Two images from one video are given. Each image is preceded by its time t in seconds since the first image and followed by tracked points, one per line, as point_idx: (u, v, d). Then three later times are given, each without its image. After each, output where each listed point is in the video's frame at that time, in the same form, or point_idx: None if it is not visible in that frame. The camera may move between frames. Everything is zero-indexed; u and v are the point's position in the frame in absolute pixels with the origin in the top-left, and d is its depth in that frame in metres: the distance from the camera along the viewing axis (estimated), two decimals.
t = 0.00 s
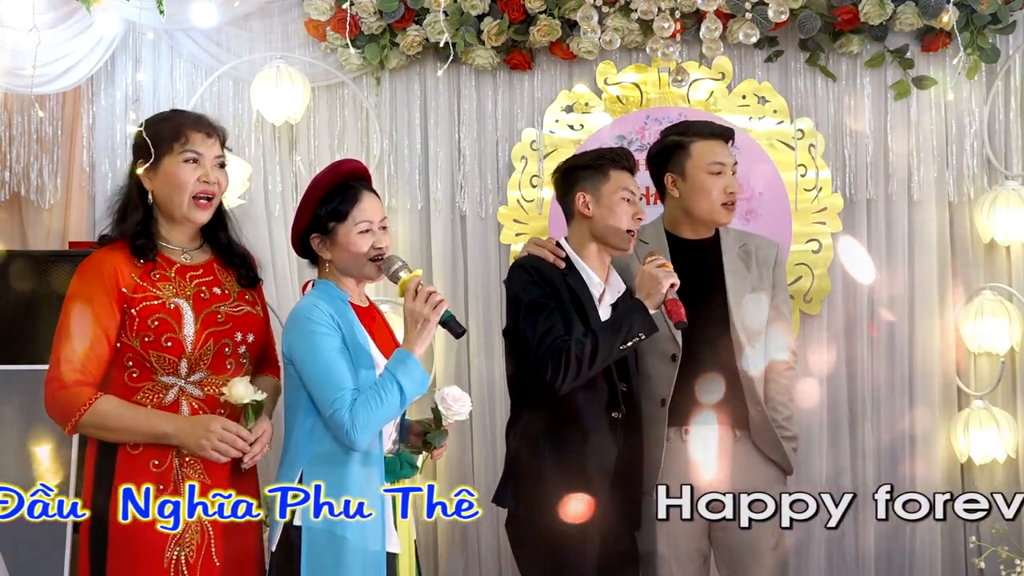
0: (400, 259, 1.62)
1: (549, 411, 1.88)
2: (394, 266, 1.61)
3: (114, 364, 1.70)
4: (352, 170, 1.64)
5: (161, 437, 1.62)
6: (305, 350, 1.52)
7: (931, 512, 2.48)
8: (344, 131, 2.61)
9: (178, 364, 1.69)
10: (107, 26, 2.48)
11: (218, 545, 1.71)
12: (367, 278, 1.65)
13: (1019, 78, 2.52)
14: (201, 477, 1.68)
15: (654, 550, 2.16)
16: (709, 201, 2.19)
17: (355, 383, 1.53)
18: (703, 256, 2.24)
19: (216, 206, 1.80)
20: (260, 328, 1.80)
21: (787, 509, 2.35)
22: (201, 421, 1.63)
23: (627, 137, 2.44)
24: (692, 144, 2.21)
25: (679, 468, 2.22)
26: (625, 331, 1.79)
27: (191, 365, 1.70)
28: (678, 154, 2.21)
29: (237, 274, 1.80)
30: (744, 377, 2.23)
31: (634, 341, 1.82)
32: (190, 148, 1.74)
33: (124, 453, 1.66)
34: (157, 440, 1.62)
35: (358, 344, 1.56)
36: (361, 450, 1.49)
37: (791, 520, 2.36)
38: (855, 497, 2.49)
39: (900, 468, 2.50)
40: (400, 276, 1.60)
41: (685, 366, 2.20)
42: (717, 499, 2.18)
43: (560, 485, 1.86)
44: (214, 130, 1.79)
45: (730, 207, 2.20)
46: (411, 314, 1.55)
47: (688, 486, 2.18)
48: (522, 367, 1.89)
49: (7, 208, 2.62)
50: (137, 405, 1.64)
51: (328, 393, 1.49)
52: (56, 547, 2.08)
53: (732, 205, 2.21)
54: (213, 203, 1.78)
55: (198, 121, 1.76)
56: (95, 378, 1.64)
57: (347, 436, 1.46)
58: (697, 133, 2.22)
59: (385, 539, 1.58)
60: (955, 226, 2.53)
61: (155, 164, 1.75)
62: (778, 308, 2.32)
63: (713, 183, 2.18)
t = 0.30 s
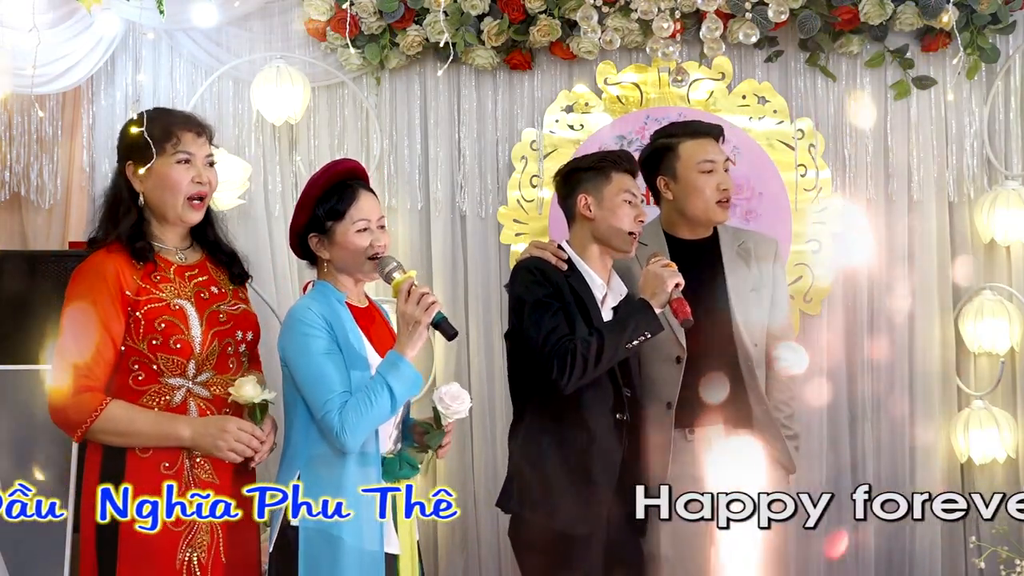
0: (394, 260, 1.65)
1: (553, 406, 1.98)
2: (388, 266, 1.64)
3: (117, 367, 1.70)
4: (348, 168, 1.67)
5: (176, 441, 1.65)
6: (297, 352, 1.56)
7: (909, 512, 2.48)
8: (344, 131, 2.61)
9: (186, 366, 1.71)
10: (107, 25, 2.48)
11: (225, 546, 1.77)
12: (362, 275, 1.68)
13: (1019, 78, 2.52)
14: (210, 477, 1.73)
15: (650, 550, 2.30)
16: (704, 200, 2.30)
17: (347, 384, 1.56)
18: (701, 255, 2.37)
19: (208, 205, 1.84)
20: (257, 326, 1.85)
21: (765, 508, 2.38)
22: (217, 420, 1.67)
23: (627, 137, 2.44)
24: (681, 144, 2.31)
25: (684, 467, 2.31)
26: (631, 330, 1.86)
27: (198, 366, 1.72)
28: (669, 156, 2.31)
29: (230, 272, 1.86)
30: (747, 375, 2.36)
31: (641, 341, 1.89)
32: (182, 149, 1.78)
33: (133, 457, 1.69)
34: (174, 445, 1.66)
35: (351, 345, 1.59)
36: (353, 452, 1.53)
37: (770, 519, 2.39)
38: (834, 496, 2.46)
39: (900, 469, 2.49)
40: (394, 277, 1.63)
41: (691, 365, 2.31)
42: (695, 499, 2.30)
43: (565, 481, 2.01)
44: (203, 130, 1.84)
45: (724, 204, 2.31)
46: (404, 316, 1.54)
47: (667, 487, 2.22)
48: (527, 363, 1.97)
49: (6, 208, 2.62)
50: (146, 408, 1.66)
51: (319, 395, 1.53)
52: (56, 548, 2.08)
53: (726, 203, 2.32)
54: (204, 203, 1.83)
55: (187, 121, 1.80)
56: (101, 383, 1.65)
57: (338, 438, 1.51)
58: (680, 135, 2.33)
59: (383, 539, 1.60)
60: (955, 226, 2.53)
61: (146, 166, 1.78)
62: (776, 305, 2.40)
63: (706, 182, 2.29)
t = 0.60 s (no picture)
0: (386, 262, 1.68)
1: (556, 406, 1.99)
2: (381, 267, 1.68)
3: (121, 371, 1.71)
4: (345, 170, 1.72)
5: (186, 444, 1.65)
6: (288, 354, 1.60)
7: (887, 512, 2.49)
8: (344, 131, 2.61)
9: (192, 367, 1.73)
10: (107, 25, 2.48)
11: (234, 546, 1.79)
12: (356, 276, 1.74)
13: (1019, 78, 2.52)
14: (217, 478, 1.74)
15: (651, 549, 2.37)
16: (700, 205, 2.33)
17: (338, 387, 1.60)
18: (703, 255, 2.39)
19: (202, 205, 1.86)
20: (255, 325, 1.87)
21: (743, 508, 2.40)
22: (224, 422, 1.67)
23: (627, 137, 2.44)
24: (672, 150, 2.34)
25: (691, 464, 2.39)
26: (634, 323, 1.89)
27: (203, 367, 1.74)
28: (662, 163, 2.34)
29: (224, 272, 1.87)
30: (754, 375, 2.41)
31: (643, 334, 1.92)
32: (176, 148, 1.79)
33: (140, 460, 1.70)
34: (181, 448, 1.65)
35: (341, 347, 1.63)
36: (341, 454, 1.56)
37: (748, 520, 2.40)
38: (812, 496, 2.44)
39: (900, 469, 2.49)
40: (386, 279, 1.66)
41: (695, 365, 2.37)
42: (673, 499, 2.34)
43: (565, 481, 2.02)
44: (195, 128, 1.85)
45: (720, 208, 2.35)
46: (394, 319, 1.59)
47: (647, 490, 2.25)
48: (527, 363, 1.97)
49: (7, 208, 2.63)
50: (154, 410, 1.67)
51: (309, 397, 1.57)
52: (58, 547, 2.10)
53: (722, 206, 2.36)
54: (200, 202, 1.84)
55: (179, 120, 1.81)
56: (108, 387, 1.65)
57: (326, 441, 1.54)
58: (673, 137, 2.34)
59: (378, 540, 1.65)
60: (955, 226, 2.53)
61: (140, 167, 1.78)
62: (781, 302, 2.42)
63: (700, 187, 2.33)
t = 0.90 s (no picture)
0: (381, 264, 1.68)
1: (555, 408, 2.00)
2: (376, 269, 1.67)
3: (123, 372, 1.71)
4: (334, 169, 1.74)
5: (189, 445, 1.65)
6: (281, 356, 1.64)
7: (866, 512, 2.49)
8: (344, 131, 2.61)
9: (194, 368, 1.73)
10: (107, 26, 2.48)
11: (239, 548, 1.80)
12: (353, 272, 1.75)
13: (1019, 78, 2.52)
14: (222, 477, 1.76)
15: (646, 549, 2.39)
16: (705, 209, 2.35)
17: (330, 388, 1.63)
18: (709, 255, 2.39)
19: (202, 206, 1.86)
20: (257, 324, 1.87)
21: (722, 508, 2.40)
22: (225, 424, 1.66)
23: (627, 137, 2.45)
24: (677, 153, 2.35)
25: (696, 465, 2.39)
26: (634, 333, 1.91)
27: (206, 367, 1.75)
28: (667, 165, 2.35)
29: (225, 271, 1.87)
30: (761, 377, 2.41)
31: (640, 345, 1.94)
32: (174, 149, 1.79)
33: (143, 461, 1.70)
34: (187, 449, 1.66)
35: (335, 349, 1.65)
36: (331, 455, 1.59)
37: (726, 520, 2.41)
38: (791, 496, 2.43)
39: (900, 468, 2.49)
40: (380, 281, 1.66)
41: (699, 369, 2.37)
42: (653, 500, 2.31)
43: (565, 482, 2.02)
44: (192, 128, 1.85)
45: (724, 212, 2.37)
46: (385, 322, 1.58)
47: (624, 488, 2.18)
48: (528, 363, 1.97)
49: (6, 208, 2.63)
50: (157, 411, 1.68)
51: (300, 399, 1.61)
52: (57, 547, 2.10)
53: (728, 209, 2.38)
54: (199, 204, 1.84)
55: (178, 121, 1.81)
56: (110, 389, 1.65)
57: (316, 443, 1.58)
58: (679, 140, 2.35)
59: (373, 540, 1.67)
60: (956, 226, 2.52)
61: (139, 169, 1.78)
62: (787, 301, 2.42)
63: (705, 190, 2.34)
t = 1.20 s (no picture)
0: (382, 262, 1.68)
1: (554, 390, 2.20)
2: (376, 268, 1.68)
3: (123, 370, 1.72)
4: (337, 171, 1.75)
5: (185, 444, 1.66)
6: (279, 356, 1.65)
7: (843, 512, 2.47)
8: (344, 131, 2.61)
9: (192, 366, 1.73)
10: (107, 26, 2.48)
11: (239, 548, 1.79)
12: (353, 275, 1.75)
13: (1018, 77, 2.52)
14: (220, 477, 1.75)
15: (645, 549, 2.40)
16: (715, 198, 2.36)
17: (329, 388, 1.64)
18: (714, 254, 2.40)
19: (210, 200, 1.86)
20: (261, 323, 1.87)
21: (699, 508, 2.39)
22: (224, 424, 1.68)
23: (627, 137, 2.44)
24: (688, 145, 2.37)
25: (700, 463, 2.40)
26: (621, 312, 2.10)
27: (205, 366, 1.74)
28: (677, 157, 2.37)
29: (232, 270, 1.88)
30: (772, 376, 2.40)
31: (629, 323, 2.13)
32: (175, 145, 1.79)
33: (141, 458, 1.71)
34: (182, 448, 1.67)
35: (333, 348, 1.66)
36: (331, 455, 1.60)
37: (705, 520, 2.39)
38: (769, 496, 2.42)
39: (900, 468, 2.49)
40: (381, 280, 1.67)
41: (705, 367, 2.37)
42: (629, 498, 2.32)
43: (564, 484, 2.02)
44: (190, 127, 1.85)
45: (735, 202, 2.38)
46: (384, 321, 1.60)
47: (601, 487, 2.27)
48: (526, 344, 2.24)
49: (6, 208, 2.63)
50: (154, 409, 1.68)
51: (299, 399, 1.62)
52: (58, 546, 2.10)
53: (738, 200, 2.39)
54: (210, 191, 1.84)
55: (177, 116, 1.82)
56: (108, 386, 1.66)
57: (315, 442, 1.59)
58: (692, 133, 2.38)
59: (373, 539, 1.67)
60: (957, 227, 2.52)
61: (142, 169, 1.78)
62: (798, 301, 2.41)
63: (715, 181, 2.36)
